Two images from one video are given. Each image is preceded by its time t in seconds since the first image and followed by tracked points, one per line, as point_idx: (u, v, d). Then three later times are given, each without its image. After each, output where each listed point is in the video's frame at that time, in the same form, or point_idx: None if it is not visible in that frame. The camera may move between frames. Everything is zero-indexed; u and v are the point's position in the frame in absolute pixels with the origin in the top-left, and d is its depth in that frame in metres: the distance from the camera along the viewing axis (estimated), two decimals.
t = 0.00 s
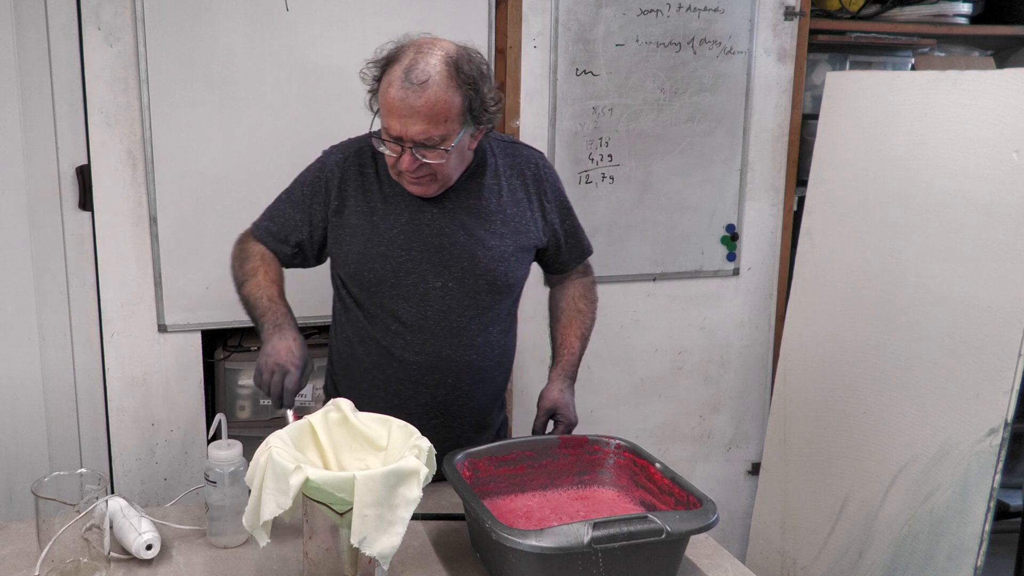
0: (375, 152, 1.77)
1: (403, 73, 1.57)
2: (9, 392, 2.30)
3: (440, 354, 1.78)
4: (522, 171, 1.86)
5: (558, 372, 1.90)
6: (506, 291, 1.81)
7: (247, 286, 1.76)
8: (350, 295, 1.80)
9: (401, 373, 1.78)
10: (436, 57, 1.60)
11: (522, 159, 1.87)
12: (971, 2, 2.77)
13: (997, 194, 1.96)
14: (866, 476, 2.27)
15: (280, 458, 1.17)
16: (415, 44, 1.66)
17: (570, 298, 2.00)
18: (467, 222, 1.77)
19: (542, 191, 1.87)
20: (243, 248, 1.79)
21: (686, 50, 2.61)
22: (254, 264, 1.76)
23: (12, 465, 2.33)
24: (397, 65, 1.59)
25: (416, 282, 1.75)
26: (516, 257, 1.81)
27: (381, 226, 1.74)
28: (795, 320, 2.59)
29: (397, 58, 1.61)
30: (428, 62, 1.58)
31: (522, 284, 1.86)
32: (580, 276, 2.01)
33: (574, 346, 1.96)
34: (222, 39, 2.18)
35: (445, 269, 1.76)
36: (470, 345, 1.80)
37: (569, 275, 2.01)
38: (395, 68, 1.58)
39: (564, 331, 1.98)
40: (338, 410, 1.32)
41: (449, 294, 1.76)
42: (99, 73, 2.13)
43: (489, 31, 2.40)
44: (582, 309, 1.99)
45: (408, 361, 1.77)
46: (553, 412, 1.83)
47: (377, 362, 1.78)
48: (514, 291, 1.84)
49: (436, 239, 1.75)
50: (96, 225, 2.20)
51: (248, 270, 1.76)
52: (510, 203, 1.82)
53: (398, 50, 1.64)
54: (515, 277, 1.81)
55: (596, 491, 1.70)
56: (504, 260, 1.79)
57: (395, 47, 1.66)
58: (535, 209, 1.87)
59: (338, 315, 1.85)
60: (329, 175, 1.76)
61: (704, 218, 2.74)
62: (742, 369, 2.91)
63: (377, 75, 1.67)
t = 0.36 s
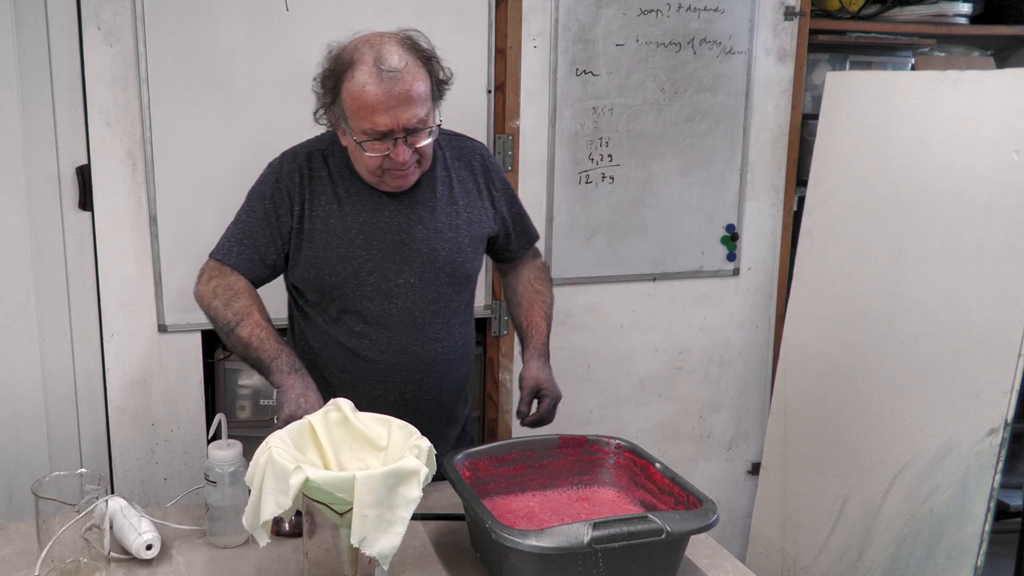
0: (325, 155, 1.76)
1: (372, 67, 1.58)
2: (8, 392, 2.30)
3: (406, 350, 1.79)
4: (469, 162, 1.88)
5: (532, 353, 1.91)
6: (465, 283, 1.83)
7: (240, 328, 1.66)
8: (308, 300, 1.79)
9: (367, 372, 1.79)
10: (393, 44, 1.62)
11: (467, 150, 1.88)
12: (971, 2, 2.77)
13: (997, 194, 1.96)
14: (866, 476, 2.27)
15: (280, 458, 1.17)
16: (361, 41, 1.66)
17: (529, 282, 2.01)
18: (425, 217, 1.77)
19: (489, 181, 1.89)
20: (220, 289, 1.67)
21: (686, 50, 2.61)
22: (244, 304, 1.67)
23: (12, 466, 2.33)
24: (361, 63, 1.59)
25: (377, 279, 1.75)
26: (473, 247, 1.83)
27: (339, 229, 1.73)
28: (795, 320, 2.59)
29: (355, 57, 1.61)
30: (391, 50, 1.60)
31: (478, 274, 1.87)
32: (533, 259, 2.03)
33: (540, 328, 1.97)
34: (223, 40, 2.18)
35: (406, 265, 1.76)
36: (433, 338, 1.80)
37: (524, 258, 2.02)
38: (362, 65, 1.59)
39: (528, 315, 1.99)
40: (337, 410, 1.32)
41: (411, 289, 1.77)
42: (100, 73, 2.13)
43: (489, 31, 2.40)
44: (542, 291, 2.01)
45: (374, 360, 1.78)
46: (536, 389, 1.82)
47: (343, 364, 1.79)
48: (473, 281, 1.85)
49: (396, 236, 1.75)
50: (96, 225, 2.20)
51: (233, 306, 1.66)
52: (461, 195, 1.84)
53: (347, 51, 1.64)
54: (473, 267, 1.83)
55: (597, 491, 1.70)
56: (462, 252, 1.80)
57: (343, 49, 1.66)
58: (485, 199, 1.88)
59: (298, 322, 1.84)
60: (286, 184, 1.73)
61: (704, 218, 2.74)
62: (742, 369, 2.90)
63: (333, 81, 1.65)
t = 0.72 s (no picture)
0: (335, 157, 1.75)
1: (392, 60, 1.60)
2: (9, 392, 2.30)
3: (412, 353, 1.81)
4: (477, 168, 1.85)
5: (608, 360, 1.93)
6: (471, 287, 1.84)
7: (287, 338, 1.73)
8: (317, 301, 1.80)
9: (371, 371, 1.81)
10: (407, 36, 1.64)
11: (475, 156, 1.86)
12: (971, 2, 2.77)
13: (997, 194, 1.96)
14: (867, 476, 2.27)
15: (280, 458, 1.17)
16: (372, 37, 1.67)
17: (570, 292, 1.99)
18: (432, 223, 1.77)
19: (498, 187, 1.87)
20: (255, 306, 1.71)
21: (686, 50, 2.61)
22: (282, 314, 1.71)
23: (12, 466, 2.33)
24: (380, 56, 1.61)
25: (384, 285, 1.76)
26: (480, 255, 1.83)
27: (348, 235, 1.74)
28: (795, 320, 2.59)
29: (370, 52, 1.62)
30: (408, 43, 1.62)
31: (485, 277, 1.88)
32: (562, 266, 1.99)
33: (600, 330, 1.98)
34: (223, 40, 2.18)
35: (412, 271, 1.77)
36: (439, 341, 1.82)
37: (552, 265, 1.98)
38: (380, 59, 1.60)
39: (584, 327, 1.98)
40: (337, 410, 1.33)
41: (416, 294, 1.79)
42: (100, 73, 2.13)
43: (489, 32, 2.40)
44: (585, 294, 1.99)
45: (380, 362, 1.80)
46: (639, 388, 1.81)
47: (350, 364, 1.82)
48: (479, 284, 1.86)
49: (403, 242, 1.76)
50: (96, 225, 2.20)
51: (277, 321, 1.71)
52: (468, 201, 1.83)
53: (360, 48, 1.65)
54: (479, 273, 1.83)
55: (597, 491, 1.70)
56: (469, 259, 1.80)
57: (355, 47, 1.67)
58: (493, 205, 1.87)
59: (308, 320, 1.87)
60: (297, 189, 1.72)
61: (704, 218, 2.74)
62: (742, 369, 2.90)
63: (348, 77, 1.66)
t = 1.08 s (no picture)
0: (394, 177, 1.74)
1: (446, 85, 1.55)
2: (9, 392, 2.30)
3: (449, 373, 1.83)
4: (528, 194, 1.81)
5: (659, 416, 1.66)
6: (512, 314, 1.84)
7: (358, 391, 1.59)
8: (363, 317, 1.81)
9: (411, 387, 1.84)
10: (465, 60, 1.60)
11: (527, 183, 1.82)
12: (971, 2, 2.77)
13: (996, 194, 1.96)
14: (867, 476, 2.27)
15: (280, 458, 1.17)
16: (431, 57, 1.63)
17: (620, 331, 1.81)
18: (477, 251, 1.76)
19: (547, 216, 1.81)
20: (332, 346, 1.64)
21: (686, 50, 2.61)
22: (357, 360, 1.61)
23: (12, 465, 2.33)
24: (435, 79, 1.56)
25: (428, 311, 1.77)
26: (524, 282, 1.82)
27: (398, 261, 1.73)
28: (795, 320, 2.59)
29: (428, 74, 1.59)
30: (464, 68, 1.57)
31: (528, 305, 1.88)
32: (614, 305, 1.85)
33: (652, 380, 1.74)
34: (223, 39, 2.18)
35: (456, 298, 1.78)
36: (476, 364, 1.84)
37: (599, 300, 1.85)
38: (435, 83, 1.56)
39: (634, 374, 1.76)
40: (338, 410, 1.33)
41: (456, 320, 1.80)
42: (100, 73, 2.13)
43: (489, 32, 2.40)
44: (637, 338, 1.81)
45: (418, 380, 1.83)
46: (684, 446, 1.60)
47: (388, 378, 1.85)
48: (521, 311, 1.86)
49: (448, 269, 1.76)
50: (96, 225, 2.20)
51: (348, 361, 1.61)
52: (518, 230, 1.79)
53: (418, 68, 1.62)
54: (521, 302, 1.83)
55: (597, 491, 1.70)
56: (513, 289, 1.80)
57: (414, 66, 1.64)
58: (543, 233, 1.81)
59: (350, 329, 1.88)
60: (355, 211, 1.70)
61: (704, 218, 2.74)
62: (742, 369, 2.90)
63: (404, 99, 1.63)
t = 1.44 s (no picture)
0: (406, 170, 1.75)
1: (449, 78, 1.55)
2: (9, 392, 2.30)
3: (456, 371, 1.82)
4: (541, 193, 1.82)
5: (651, 385, 1.70)
6: (521, 312, 1.83)
7: (350, 371, 1.63)
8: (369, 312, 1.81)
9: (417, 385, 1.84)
10: (475, 56, 1.60)
11: (541, 181, 1.83)
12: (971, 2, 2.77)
13: (997, 194, 1.96)
14: (867, 476, 2.27)
15: (280, 458, 1.17)
16: (445, 50, 1.64)
17: (624, 317, 1.87)
18: (488, 248, 1.76)
19: (561, 215, 1.83)
20: (321, 332, 1.66)
21: (686, 50, 2.61)
22: (346, 341, 1.64)
23: (12, 465, 2.33)
24: (440, 71, 1.57)
25: (437, 307, 1.77)
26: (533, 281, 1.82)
27: (407, 254, 1.73)
28: (795, 320, 2.59)
29: (436, 65, 1.59)
30: (471, 64, 1.57)
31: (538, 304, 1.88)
32: (623, 296, 1.91)
33: (649, 359, 1.78)
34: (222, 39, 2.18)
35: (465, 294, 1.77)
36: (484, 362, 1.83)
37: (612, 293, 1.91)
38: (439, 74, 1.56)
39: (632, 352, 1.80)
40: (338, 409, 1.33)
41: (465, 317, 1.79)
42: (100, 73, 2.13)
43: (489, 32, 2.40)
44: (642, 324, 1.86)
45: (424, 377, 1.83)
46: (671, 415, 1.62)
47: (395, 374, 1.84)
48: (529, 309, 1.86)
49: (458, 265, 1.75)
50: (96, 225, 2.21)
51: (337, 344, 1.64)
52: (528, 228, 1.80)
53: (431, 59, 1.63)
54: (529, 301, 1.83)
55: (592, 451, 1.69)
56: (522, 287, 1.80)
57: (428, 56, 1.65)
58: (555, 230, 1.83)
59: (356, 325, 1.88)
60: (365, 203, 1.71)
61: (704, 218, 2.74)
62: (742, 369, 2.90)
63: (412, 87, 1.64)
